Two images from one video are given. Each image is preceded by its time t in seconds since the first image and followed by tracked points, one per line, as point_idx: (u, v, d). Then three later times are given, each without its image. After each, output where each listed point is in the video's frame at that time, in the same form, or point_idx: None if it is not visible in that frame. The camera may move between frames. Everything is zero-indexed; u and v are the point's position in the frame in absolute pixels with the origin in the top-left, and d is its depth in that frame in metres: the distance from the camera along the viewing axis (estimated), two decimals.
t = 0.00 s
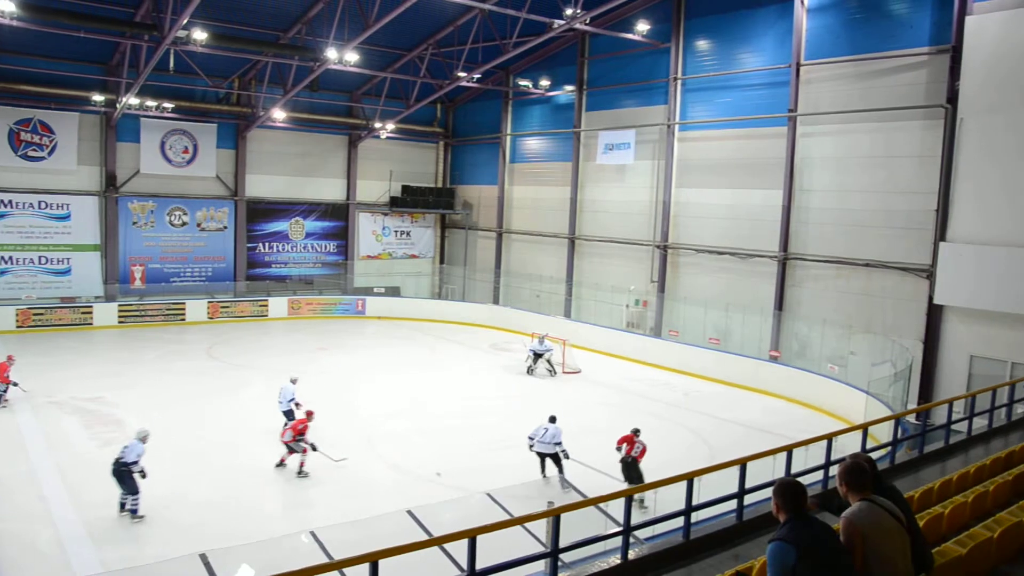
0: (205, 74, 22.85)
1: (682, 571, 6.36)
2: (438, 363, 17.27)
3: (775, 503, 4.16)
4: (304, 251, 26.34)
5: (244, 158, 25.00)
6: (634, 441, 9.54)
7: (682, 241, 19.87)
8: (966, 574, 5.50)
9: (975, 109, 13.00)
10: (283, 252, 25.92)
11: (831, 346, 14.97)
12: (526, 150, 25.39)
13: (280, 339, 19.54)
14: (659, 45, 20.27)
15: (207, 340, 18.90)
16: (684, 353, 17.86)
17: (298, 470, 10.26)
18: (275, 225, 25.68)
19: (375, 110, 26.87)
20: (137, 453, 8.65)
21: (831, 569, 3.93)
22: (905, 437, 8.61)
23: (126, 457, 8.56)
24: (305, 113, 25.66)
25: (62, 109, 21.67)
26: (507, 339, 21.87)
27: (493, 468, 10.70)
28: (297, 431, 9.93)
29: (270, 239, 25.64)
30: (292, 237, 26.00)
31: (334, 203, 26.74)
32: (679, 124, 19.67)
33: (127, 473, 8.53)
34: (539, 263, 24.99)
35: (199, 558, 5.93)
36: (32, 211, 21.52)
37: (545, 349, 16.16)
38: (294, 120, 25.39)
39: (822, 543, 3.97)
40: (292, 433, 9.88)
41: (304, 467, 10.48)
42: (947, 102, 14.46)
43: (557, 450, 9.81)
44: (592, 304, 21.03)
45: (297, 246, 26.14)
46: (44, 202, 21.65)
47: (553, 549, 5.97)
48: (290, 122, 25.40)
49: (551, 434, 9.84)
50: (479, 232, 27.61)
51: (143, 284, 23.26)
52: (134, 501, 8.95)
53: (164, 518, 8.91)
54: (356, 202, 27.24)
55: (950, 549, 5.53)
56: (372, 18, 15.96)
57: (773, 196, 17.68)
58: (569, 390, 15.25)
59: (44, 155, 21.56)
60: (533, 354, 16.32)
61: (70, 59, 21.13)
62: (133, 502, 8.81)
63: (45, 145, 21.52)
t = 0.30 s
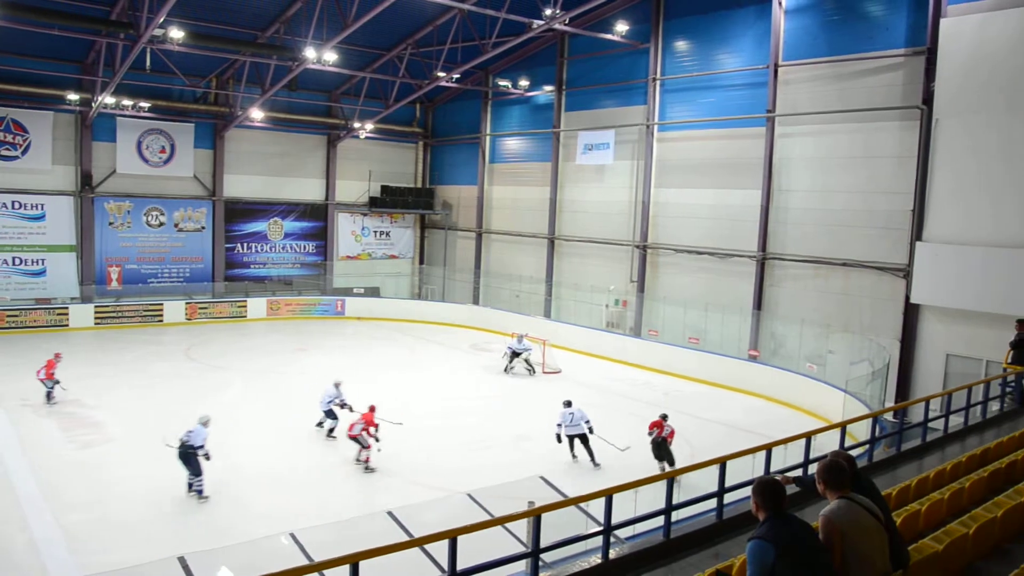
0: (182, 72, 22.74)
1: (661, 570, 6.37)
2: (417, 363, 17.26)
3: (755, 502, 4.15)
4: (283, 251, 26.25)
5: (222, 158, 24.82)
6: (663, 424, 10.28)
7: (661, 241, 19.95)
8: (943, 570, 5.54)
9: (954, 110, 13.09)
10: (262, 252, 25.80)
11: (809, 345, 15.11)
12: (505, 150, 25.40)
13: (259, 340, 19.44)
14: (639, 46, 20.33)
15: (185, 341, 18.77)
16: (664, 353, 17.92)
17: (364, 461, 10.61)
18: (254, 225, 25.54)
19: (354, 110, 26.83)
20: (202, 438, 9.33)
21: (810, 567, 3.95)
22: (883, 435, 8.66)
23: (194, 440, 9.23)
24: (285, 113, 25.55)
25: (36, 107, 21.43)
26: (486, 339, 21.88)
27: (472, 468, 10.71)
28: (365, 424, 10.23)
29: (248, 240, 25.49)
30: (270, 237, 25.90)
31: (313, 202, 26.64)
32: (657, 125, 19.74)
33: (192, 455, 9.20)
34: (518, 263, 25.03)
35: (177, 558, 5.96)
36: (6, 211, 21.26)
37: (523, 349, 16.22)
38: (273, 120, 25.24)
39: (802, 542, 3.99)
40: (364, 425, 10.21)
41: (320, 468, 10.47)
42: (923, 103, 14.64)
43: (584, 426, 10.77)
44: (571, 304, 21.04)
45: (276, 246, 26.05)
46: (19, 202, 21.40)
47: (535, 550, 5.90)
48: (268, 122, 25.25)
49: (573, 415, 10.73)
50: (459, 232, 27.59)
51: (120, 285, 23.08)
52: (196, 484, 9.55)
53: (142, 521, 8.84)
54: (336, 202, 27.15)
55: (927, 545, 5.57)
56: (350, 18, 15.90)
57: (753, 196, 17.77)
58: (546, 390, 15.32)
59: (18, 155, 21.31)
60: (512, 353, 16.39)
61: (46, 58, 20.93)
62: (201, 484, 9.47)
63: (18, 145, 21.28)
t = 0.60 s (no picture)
0: (179, 72, 22.71)
1: (657, 570, 6.35)
2: (414, 363, 17.26)
3: (752, 501, 4.15)
4: (280, 251, 26.21)
5: (219, 158, 24.79)
6: (687, 406, 11.01)
7: (658, 241, 19.96)
8: (940, 570, 5.53)
9: (950, 109, 13.11)
10: (258, 252, 25.76)
11: (806, 345, 15.15)
12: (502, 150, 25.40)
13: (256, 339, 19.41)
14: (635, 46, 20.34)
15: (181, 341, 18.75)
16: (661, 352, 17.91)
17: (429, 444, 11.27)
18: (251, 225, 25.52)
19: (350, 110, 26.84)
20: (268, 421, 9.88)
21: (806, 566, 3.95)
22: (880, 434, 8.66)
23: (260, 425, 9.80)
24: (282, 113, 25.53)
25: (32, 107, 21.41)
26: (483, 338, 21.87)
27: (469, 468, 10.70)
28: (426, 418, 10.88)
29: (245, 240, 25.48)
30: (267, 237, 25.85)
31: (311, 202, 26.62)
32: (654, 124, 19.74)
33: (260, 438, 9.82)
34: (515, 263, 25.03)
35: (174, 558, 5.97)
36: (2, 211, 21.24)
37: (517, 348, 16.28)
38: (269, 120, 25.22)
39: (798, 543, 3.99)
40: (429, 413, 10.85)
41: (313, 470, 10.44)
42: (919, 103, 14.65)
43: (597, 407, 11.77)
44: (569, 304, 21.06)
45: (272, 246, 26.00)
46: (14, 202, 21.39)
47: (531, 550, 5.93)
48: (266, 121, 25.24)
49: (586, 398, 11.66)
50: (455, 232, 27.59)
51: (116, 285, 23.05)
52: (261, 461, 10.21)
53: (139, 521, 8.83)
54: (332, 202, 27.13)
55: (924, 544, 5.57)
56: (346, 18, 15.90)
57: (749, 196, 17.78)
58: (543, 389, 15.34)
59: (13, 155, 21.28)
60: (507, 353, 16.42)
61: (42, 57, 20.92)
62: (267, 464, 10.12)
63: (14, 145, 21.25)
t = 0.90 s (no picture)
0: (180, 72, 22.73)
1: (657, 570, 6.35)
2: (415, 363, 17.26)
3: (752, 502, 4.15)
4: (280, 251, 26.23)
5: (219, 158, 24.81)
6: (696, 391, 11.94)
7: (658, 241, 19.95)
8: (941, 570, 5.53)
9: (950, 108, 13.10)
10: (259, 252, 25.78)
11: (807, 345, 15.13)
12: (502, 150, 25.41)
13: (256, 340, 19.43)
14: (635, 45, 20.34)
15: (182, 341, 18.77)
16: (662, 353, 17.89)
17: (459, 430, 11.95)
18: (251, 225, 25.54)
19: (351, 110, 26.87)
20: (319, 407, 10.61)
21: (809, 566, 3.94)
22: (880, 434, 8.65)
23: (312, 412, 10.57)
24: (282, 113, 25.56)
25: (33, 107, 21.42)
26: (483, 338, 21.87)
27: (469, 468, 10.71)
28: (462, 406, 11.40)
29: (246, 240, 25.50)
30: (267, 237, 25.87)
31: (311, 202, 26.64)
32: (654, 124, 19.74)
33: (314, 423, 10.58)
34: (515, 263, 25.04)
35: (175, 557, 5.97)
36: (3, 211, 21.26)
37: (517, 347, 16.29)
38: (270, 120, 25.24)
39: (801, 543, 3.98)
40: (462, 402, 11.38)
41: (313, 471, 10.44)
42: (919, 102, 14.64)
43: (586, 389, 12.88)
44: (569, 304, 21.06)
45: (273, 246, 26.03)
46: (15, 202, 21.41)
47: (533, 549, 5.89)
48: (266, 121, 25.26)
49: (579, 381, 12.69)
50: (456, 232, 27.60)
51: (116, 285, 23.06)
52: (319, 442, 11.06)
53: (139, 521, 8.83)
54: (333, 202, 27.14)
55: (924, 544, 5.55)
56: (346, 17, 15.89)
57: (749, 196, 17.78)
58: (543, 389, 15.34)
59: (14, 155, 21.30)
60: (507, 353, 16.44)
61: (41, 57, 20.92)
62: (323, 444, 10.91)
63: (15, 145, 21.27)
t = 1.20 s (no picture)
0: (182, 72, 22.74)
1: (660, 570, 6.34)
2: (416, 363, 17.29)
3: (755, 502, 4.14)
4: (283, 251, 26.25)
5: (221, 158, 24.83)
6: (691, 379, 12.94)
7: (660, 241, 19.95)
8: (943, 570, 5.52)
9: (952, 108, 13.10)
10: (261, 252, 25.80)
11: (808, 345, 15.12)
12: (504, 150, 25.43)
13: (258, 340, 19.44)
14: (636, 45, 20.36)
15: (184, 341, 18.78)
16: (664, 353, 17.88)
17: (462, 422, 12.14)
18: (253, 225, 25.56)
19: (353, 110, 26.91)
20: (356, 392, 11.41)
21: (810, 566, 3.93)
22: (883, 434, 8.65)
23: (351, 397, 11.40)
24: (284, 113, 25.58)
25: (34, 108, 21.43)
26: (486, 338, 21.88)
27: (471, 468, 10.71)
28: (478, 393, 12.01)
29: (248, 240, 25.50)
30: (269, 237, 25.90)
31: (313, 202, 26.66)
32: (656, 124, 19.73)
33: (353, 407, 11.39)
34: (517, 263, 25.04)
35: (177, 558, 5.98)
36: (5, 211, 21.28)
37: (518, 347, 16.29)
38: (272, 120, 25.26)
39: (802, 542, 3.98)
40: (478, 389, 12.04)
41: (315, 471, 10.44)
42: (921, 102, 14.63)
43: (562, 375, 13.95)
44: (571, 304, 21.06)
45: (275, 246, 26.06)
46: (18, 202, 21.42)
47: (535, 549, 5.88)
48: (268, 122, 25.28)
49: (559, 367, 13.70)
50: (458, 232, 27.61)
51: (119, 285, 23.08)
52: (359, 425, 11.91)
53: (140, 521, 8.83)
54: (335, 202, 27.16)
55: (927, 544, 5.55)
56: (348, 18, 15.91)
57: (751, 196, 17.77)
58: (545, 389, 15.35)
59: (17, 155, 21.31)
60: (509, 353, 16.44)
61: (41, 57, 20.91)
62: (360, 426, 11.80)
63: (17, 145, 21.29)
